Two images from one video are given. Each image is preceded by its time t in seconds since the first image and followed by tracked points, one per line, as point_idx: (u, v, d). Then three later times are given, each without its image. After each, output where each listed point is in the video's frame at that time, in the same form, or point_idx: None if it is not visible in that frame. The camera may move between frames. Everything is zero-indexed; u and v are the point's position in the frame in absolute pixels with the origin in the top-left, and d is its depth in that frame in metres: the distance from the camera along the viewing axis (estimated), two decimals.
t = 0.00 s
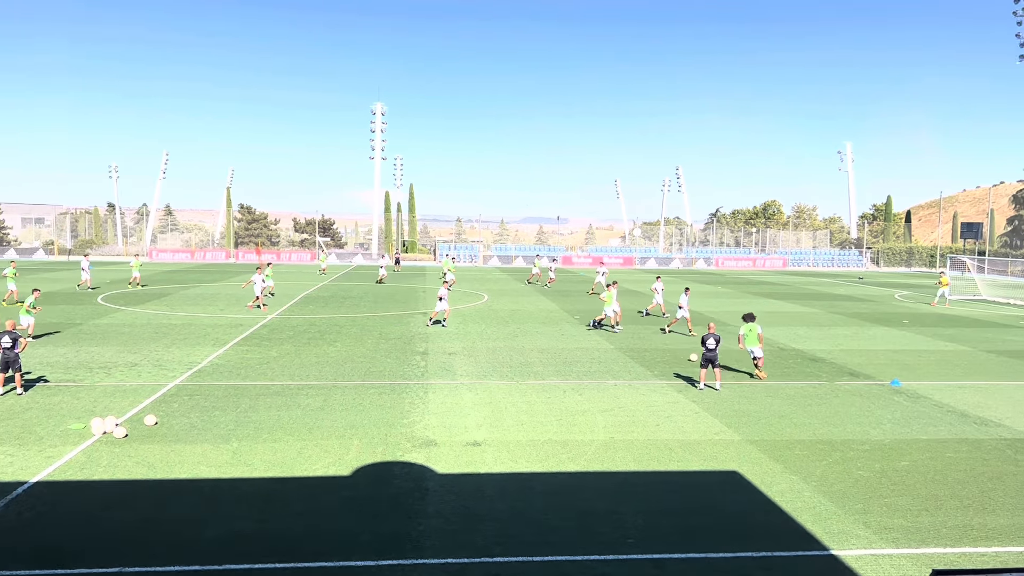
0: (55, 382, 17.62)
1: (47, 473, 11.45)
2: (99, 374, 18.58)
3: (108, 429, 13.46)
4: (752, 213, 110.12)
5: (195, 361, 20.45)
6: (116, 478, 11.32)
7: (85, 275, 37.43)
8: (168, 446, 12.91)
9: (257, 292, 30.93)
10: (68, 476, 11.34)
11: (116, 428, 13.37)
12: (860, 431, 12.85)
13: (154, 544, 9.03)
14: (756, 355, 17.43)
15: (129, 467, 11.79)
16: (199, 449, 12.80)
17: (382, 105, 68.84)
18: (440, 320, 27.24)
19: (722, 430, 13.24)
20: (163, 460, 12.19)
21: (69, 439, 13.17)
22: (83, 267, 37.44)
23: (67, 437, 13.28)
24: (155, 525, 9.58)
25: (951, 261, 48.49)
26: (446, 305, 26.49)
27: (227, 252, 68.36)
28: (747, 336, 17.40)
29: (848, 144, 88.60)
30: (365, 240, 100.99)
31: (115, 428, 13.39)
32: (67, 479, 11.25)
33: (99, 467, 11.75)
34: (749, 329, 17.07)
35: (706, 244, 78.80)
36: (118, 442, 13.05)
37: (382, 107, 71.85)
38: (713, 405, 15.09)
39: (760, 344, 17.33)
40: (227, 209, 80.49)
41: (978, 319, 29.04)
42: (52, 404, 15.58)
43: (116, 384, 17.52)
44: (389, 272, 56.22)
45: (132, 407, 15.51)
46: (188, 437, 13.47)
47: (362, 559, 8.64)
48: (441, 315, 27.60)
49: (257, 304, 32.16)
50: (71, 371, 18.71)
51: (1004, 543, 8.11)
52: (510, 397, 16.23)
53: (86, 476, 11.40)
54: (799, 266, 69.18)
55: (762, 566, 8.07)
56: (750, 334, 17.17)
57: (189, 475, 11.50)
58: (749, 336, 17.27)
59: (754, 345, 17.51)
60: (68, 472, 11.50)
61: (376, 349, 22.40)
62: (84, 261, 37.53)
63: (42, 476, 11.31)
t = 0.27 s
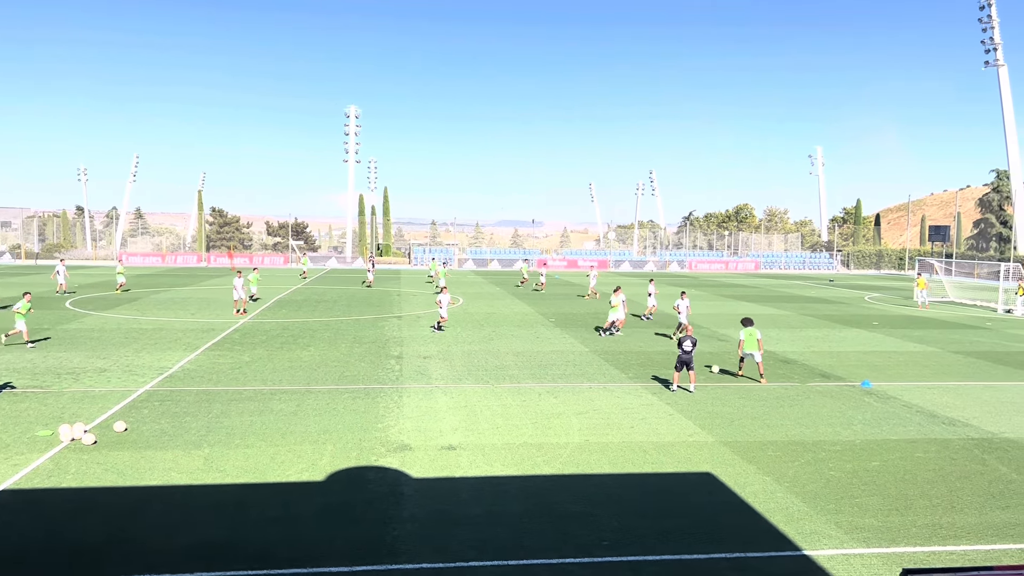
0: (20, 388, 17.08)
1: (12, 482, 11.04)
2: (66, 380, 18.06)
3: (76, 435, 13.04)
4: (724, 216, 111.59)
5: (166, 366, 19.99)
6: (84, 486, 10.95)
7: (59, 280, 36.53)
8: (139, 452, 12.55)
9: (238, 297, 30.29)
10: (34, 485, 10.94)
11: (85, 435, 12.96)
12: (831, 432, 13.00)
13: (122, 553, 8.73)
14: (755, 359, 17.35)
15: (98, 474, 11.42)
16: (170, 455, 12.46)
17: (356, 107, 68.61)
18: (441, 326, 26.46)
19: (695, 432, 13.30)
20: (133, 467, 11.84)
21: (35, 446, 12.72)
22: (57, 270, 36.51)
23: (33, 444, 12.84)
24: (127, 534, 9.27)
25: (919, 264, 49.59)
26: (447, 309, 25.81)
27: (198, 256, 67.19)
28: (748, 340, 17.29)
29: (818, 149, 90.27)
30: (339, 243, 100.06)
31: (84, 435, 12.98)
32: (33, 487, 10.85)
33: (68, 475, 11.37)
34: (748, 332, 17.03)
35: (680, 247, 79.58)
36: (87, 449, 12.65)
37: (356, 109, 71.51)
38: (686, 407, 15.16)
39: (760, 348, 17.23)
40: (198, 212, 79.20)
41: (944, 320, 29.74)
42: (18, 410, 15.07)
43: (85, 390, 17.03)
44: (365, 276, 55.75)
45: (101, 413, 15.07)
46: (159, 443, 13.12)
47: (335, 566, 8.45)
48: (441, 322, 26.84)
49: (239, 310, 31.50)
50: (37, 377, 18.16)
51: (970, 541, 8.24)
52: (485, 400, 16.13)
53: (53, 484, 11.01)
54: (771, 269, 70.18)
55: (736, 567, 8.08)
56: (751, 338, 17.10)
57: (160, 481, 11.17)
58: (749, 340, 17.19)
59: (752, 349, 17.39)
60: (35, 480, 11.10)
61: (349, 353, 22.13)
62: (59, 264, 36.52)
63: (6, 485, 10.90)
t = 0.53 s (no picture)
0: None
1: None
2: (40, 384, 17.61)
3: (52, 441, 12.67)
4: (703, 218, 112.59)
5: (142, 370, 19.59)
6: (58, 492, 10.65)
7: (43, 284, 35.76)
8: (117, 457, 12.25)
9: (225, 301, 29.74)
10: (7, 492, 10.61)
11: (61, 440, 12.61)
12: (810, 432, 13.09)
13: (96, 561, 8.49)
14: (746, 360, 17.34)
15: (73, 480, 11.13)
16: (147, 460, 12.19)
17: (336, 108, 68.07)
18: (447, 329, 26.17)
19: (676, 433, 13.32)
20: (109, 472, 11.55)
21: (9, 452, 12.35)
22: (41, 274, 35.77)
23: (6, 450, 12.46)
24: (101, 541, 9.03)
25: (896, 265, 50.39)
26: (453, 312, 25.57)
27: (176, 259, 66.21)
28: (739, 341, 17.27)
29: (796, 152, 91.47)
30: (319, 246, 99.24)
31: (59, 440, 12.63)
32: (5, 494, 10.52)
33: (43, 481, 11.05)
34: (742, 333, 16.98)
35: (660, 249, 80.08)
36: (62, 455, 12.31)
37: (335, 111, 70.97)
38: (666, 408, 15.19)
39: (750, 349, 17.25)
40: (175, 214, 78.08)
41: (919, 321, 30.22)
42: None
43: (59, 395, 16.62)
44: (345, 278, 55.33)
45: (77, 418, 14.70)
46: (136, 448, 12.82)
47: (313, 571, 8.29)
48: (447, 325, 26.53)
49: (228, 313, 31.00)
50: (9, 382, 17.70)
51: (946, 540, 8.32)
52: (467, 403, 16.03)
53: (27, 490, 10.70)
54: (749, 271, 70.87)
55: (717, 568, 8.08)
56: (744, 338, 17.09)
57: (138, 487, 10.90)
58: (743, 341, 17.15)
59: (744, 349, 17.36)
60: (8, 487, 10.77)
61: (329, 356, 21.88)
62: (41, 268, 35.81)
63: None
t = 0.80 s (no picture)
0: None
1: None
2: (21, 388, 17.28)
3: (33, 445, 12.43)
4: (688, 220, 113.30)
5: (125, 373, 19.30)
6: (40, 496, 10.45)
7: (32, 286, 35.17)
8: (100, 461, 12.03)
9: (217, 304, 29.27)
10: None
11: (43, 444, 12.37)
12: (794, 433, 13.17)
13: (75, 567, 8.32)
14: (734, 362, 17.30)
15: (55, 484, 10.92)
16: (130, 463, 11.98)
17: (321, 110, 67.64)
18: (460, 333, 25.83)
19: (661, 434, 13.35)
20: (92, 476, 11.35)
21: None
22: (31, 277, 35.24)
23: None
24: (82, 546, 8.86)
25: (879, 267, 51.00)
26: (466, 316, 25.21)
27: (159, 261, 65.43)
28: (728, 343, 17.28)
29: (779, 154, 92.30)
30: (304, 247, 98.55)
31: (41, 444, 12.39)
32: None
33: (24, 485, 10.83)
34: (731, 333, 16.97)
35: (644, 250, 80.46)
36: (44, 459, 12.08)
37: (320, 113, 70.56)
38: (651, 409, 15.21)
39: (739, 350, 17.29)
40: (158, 215, 77.22)
41: (901, 321, 30.58)
42: None
43: (41, 399, 16.32)
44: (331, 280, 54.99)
45: (59, 422, 14.44)
46: (119, 451, 12.61)
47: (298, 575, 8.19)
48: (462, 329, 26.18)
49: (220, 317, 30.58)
50: None
51: (927, 539, 8.40)
52: (453, 405, 15.96)
53: (8, 495, 10.48)
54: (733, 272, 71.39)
55: (702, 568, 8.08)
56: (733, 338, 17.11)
57: (121, 491, 10.72)
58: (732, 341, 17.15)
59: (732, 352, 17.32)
60: None
61: (314, 359, 21.69)
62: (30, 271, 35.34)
63: None
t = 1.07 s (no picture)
0: None
1: None
2: (5, 391, 17.03)
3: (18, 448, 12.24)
4: (676, 221, 113.91)
5: (111, 375, 19.07)
6: (25, 500, 10.28)
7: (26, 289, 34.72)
8: (86, 465, 11.86)
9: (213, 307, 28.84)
10: None
11: (28, 447, 12.20)
12: (782, 433, 13.23)
13: (57, 571, 8.18)
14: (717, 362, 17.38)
15: (41, 488, 10.77)
16: (117, 466, 11.82)
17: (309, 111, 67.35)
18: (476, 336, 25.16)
19: (650, 435, 13.36)
20: (78, 479, 11.19)
21: None
22: (26, 280, 34.84)
23: None
24: (66, 550, 8.72)
25: (866, 267, 51.48)
26: (480, 320, 24.53)
27: (145, 263, 64.86)
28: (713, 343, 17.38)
29: (767, 155, 92.87)
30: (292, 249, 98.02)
31: (27, 447, 12.21)
32: None
33: (9, 489, 10.66)
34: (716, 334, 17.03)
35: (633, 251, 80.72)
36: (29, 462, 11.90)
37: (308, 114, 70.23)
38: (641, 410, 15.23)
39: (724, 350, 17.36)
40: (145, 217, 76.55)
41: (887, 322, 30.85)
42: None
43: (26, 402, 16.08)
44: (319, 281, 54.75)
45: (45, 425, 14.23)
46: (106, 455, 12.44)
47: None
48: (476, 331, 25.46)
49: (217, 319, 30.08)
50: None
51: (914, 538, 8.44)
52: (442, 407, 15.91)
53: None
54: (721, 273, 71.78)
55: (691, 569, 8.08)
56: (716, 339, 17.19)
57: (108, 494, 10.57)
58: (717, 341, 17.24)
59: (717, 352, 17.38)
60: None
61: (302, 361, 21.53)
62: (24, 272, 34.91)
63: None
